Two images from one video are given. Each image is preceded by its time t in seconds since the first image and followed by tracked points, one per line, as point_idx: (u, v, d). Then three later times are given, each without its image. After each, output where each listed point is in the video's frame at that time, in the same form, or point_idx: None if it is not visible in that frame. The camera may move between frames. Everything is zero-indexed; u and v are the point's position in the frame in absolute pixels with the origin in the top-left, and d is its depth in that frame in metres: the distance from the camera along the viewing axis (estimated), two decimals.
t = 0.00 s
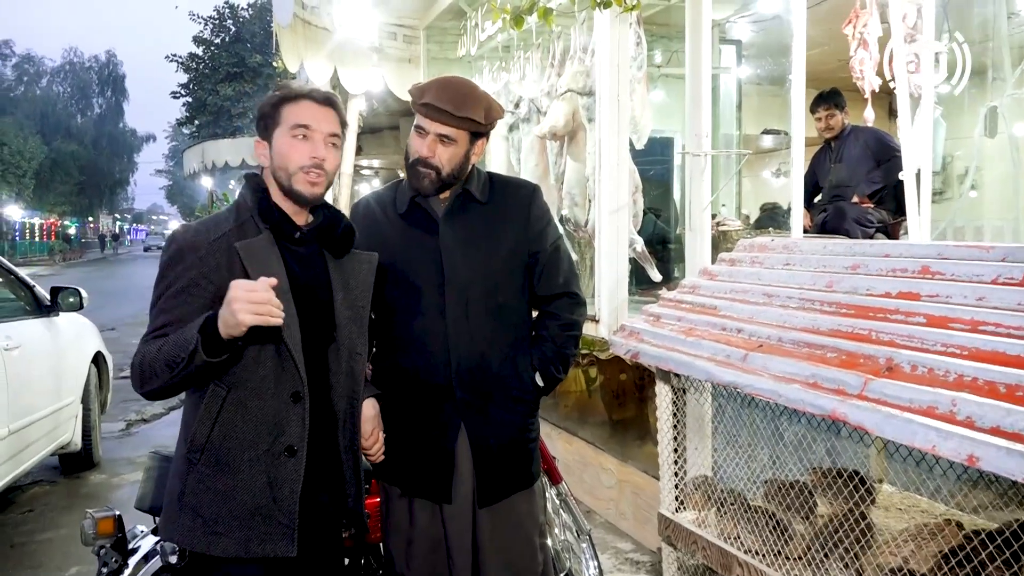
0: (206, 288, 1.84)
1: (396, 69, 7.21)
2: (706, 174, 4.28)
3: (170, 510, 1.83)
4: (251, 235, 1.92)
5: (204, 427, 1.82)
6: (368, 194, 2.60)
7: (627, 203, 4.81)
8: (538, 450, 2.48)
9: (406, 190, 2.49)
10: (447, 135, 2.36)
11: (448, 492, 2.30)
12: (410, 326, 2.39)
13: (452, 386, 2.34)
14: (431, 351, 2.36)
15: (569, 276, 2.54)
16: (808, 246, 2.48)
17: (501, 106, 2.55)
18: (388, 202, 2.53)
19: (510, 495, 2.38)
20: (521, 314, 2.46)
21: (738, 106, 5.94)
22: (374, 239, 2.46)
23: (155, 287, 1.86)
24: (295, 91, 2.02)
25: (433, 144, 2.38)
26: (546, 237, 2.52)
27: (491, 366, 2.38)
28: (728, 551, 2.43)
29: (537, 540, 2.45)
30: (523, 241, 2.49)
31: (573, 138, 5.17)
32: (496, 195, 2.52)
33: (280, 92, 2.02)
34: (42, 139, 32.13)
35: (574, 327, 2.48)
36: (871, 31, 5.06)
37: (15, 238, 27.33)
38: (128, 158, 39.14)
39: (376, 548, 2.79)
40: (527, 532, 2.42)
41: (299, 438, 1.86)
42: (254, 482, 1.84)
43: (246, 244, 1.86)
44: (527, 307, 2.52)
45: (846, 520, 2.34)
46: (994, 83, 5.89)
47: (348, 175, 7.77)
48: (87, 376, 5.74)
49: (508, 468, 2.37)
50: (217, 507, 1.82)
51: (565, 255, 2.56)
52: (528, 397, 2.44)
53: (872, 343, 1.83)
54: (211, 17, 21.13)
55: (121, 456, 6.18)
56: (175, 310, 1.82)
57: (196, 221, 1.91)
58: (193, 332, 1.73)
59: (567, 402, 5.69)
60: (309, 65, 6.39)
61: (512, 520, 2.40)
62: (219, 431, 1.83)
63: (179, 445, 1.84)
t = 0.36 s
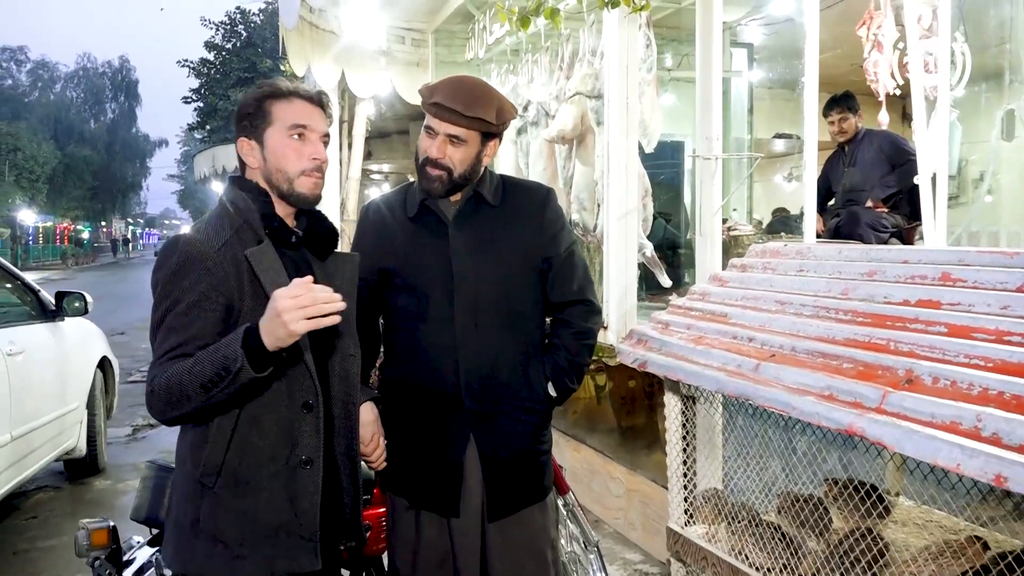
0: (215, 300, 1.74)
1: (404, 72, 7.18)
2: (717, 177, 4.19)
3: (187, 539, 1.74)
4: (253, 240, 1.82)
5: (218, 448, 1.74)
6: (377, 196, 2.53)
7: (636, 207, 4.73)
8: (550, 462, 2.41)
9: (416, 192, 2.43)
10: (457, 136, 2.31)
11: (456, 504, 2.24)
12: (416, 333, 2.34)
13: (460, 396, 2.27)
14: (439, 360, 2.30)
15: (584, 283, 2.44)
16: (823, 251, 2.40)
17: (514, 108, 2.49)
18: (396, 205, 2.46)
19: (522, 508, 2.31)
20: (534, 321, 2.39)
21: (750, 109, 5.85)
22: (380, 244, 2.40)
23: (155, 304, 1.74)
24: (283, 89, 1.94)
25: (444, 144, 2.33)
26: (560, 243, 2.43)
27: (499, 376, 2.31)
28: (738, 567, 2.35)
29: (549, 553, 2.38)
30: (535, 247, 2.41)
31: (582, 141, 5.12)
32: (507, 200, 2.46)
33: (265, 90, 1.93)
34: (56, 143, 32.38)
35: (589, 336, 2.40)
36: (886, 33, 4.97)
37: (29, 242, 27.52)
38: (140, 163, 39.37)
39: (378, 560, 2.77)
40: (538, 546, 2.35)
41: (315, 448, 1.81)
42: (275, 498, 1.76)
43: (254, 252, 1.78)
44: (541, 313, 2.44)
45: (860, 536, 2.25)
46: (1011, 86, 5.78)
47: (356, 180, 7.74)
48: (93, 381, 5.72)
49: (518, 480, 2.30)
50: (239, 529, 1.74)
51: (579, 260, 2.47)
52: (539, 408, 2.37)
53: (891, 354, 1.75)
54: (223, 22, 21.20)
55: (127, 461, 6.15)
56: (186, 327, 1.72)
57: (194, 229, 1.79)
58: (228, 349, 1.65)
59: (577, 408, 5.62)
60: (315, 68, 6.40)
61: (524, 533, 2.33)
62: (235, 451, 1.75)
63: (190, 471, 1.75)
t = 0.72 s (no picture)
0: (199, 312, 1.61)
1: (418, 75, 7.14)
2: (733, 181, 4.10)
3: None
4: (229, 246, 1.74)
5: (208, 473, 1.62)
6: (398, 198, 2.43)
7: (651, 211, 4.65)
8: (574, 477, 2.34)
9: (442, 194, 2.37)
10: (486, 136, 2.29)
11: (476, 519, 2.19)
12: (436, 339, 2.28)
13: (483, 406, 2.22)
14: (462, 369, 2.25)
15: (612, 291, 2.41)
16: (845, 258, 2.32)
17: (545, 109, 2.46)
18: (420, 208, 2.39)
19: (543, 525, 2.25)
20: (562, 330, 2.34)
21: (768, 111, 5.73)
22: (403, 248, 2.33)
23: (132, 321, 1.58)
24: (234, 80, 1.85)
25: (471, 146, 2.30)
26: (590, 251, 2.37)
27: (522, 387, 2.25)
28: None
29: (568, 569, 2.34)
30: (564, 254, 2.34)
31: (596, 144, 5.05)
32: (536, 204, 2.39)
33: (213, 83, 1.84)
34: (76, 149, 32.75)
35: (617, 346, 2.39)
36: (907, 33, 4.87)
37: (49, 247, 27.82)
38: (159, 168, 39.72)
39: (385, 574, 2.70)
40: (558, 562, 2.30)
41: (306, 465, 1.73)
42: (272, 521, 1.67)
43: (235, 261, 1.70)
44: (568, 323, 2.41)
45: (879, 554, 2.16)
46: None
47: (369, 184, 7.72)
48: (105, 386, 5.70)
49: (538, 496, 2.24)
50: (235, 558, 1.62)
51: (608, 268, 2.42)
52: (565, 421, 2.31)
53: (917, 366, 1.67)
54: (240, 28, 21.34)
55: (140, 467, 6.13)
56: (173, 344, 1.58)
57: (165, 238, 1.66)
58: (230, 358, 1.53)
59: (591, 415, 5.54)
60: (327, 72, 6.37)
61: (546, 549, 2.28)
62: (227, 475, 1.64)
63: (177, 498, 1.61)
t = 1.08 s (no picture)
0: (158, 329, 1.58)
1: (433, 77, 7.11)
2: (751, 182, 4.02)
3: None
4: (191, 252, 1.72)
5: (182, 498, 1.59)
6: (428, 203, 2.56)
7: (668, 213, 4.57)
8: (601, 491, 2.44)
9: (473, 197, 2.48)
10: (518, 137, 2.38)
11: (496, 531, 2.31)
12: (465, 345, 2.39)
13: (509, 415, 2.32)
14: (490, 374, 2.35)
15: (646, 299, 2.47)
16: (867, 261, 2.24)
17: (578, 110, 2.54)
18: (450, 213, 2.50)
19: (566, 539, 2.37)
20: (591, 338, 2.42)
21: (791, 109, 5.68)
22: (432, 255, 2.46)
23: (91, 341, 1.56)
24: (195, 77, 1.82)
25: (504, 146, 2.40)
26: (622, 257, 2.44)
27: (551, 396, 2.34)
28: None
29: None
30: (596, 260, 2.43)
31: (611, 146, 4.98)
32: (568, 209, 2.48)
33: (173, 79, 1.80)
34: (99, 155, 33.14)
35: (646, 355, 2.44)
36: (930, 29, 4.77)
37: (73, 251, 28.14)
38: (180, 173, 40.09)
39: None
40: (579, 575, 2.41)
41: (285, 482, 1.72)
42: (250, 542, 1.65)
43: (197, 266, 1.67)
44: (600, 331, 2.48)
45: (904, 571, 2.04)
46: None
47: (385, 187, 7.70)
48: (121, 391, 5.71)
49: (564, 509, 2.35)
50: None
51: (641, 274, 2.48)
52: (592, 433, 2.38)
53: (946, 377, 1.58)
54: (259, 33, 21.46)
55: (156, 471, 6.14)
56: (135, 365, 1.55)
57: (122, 250, 1.62)
58: (192, 378, 1.51)
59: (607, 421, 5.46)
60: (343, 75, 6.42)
61: (567, 560, 2.39)
62: (201, 500, 1.61)
63: (149, 525, 1.58)
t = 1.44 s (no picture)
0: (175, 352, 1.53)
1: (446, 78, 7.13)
2: (767, 183, 3.95)
3: None
4: (185, 267, 1.70)
5: (182, 518, 1.59)
6: (461, 201, 2.58)
7: (682, 214, 4.52)
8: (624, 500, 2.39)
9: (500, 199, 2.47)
10: (546, 136, 2.37)
11: (512, 538, 2.29)
12: (486, 345, 2.39)
13: (529, 420, 2.30)
14: (512, 377, 2.34)
15: (676, 304, 2.41)
16: (887, 264, 2.18)
17: (610, 111, 2.52)
18: (478, 213, 2.51)
19: (585, 548, 2.33)
20: (617, 342, 2.37)
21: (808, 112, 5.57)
22: (455, 257, 2.47)
23: (101, 371, 1.47)
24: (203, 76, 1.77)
25: (532, 145, 2.39)
26: (652, 260, 2.39)
27: (572, 402, 2.31)
28: None
29: None
30: (625, 262, 2.39)
31: (625, 146, 4.92)
32: (597, 209, 2.45)
33: (183, 76, 1.73)
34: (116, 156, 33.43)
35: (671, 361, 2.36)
36: (952, 27, 4.63)
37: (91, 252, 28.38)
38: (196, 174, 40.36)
39: None
40: None
41: (275, 494, 1.75)
42: (249, 558, 1.67)
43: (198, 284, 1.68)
44: (628, 337, 2.42)
45: None
46: None
47: (398, 188, 7.69)
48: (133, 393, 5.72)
49: (588, 515, 2.31)
50: None
51: (672, 279, 2.41)
52: (616, 442, 2.34)
53: (971, 385, 1.53)
54: (275, 35, 21.56)
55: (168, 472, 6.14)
56: (158, 394, 1.48)
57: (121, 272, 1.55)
58: (239, 392, 1.48)
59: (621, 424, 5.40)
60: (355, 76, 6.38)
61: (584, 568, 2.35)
62: (200, 518, 1.61)
63: (151, 545, 1.56)
